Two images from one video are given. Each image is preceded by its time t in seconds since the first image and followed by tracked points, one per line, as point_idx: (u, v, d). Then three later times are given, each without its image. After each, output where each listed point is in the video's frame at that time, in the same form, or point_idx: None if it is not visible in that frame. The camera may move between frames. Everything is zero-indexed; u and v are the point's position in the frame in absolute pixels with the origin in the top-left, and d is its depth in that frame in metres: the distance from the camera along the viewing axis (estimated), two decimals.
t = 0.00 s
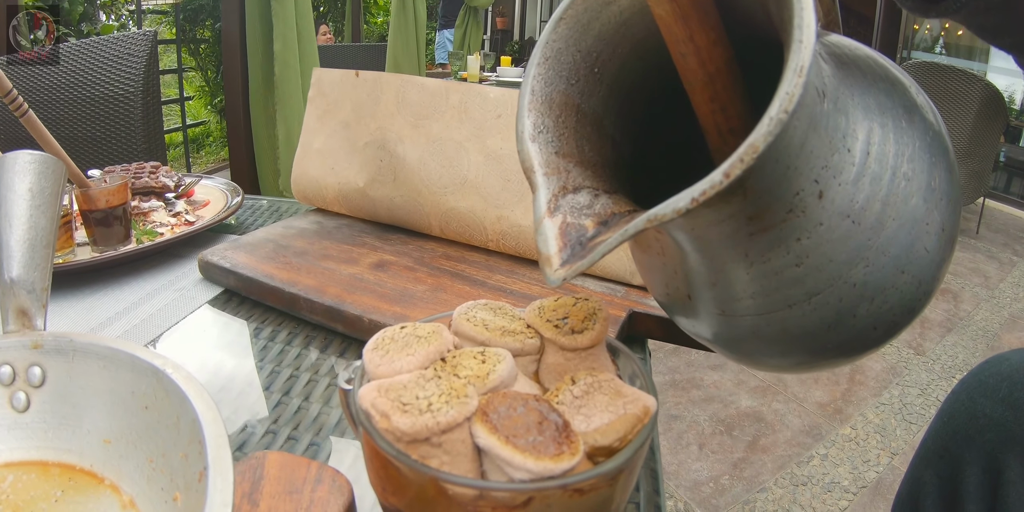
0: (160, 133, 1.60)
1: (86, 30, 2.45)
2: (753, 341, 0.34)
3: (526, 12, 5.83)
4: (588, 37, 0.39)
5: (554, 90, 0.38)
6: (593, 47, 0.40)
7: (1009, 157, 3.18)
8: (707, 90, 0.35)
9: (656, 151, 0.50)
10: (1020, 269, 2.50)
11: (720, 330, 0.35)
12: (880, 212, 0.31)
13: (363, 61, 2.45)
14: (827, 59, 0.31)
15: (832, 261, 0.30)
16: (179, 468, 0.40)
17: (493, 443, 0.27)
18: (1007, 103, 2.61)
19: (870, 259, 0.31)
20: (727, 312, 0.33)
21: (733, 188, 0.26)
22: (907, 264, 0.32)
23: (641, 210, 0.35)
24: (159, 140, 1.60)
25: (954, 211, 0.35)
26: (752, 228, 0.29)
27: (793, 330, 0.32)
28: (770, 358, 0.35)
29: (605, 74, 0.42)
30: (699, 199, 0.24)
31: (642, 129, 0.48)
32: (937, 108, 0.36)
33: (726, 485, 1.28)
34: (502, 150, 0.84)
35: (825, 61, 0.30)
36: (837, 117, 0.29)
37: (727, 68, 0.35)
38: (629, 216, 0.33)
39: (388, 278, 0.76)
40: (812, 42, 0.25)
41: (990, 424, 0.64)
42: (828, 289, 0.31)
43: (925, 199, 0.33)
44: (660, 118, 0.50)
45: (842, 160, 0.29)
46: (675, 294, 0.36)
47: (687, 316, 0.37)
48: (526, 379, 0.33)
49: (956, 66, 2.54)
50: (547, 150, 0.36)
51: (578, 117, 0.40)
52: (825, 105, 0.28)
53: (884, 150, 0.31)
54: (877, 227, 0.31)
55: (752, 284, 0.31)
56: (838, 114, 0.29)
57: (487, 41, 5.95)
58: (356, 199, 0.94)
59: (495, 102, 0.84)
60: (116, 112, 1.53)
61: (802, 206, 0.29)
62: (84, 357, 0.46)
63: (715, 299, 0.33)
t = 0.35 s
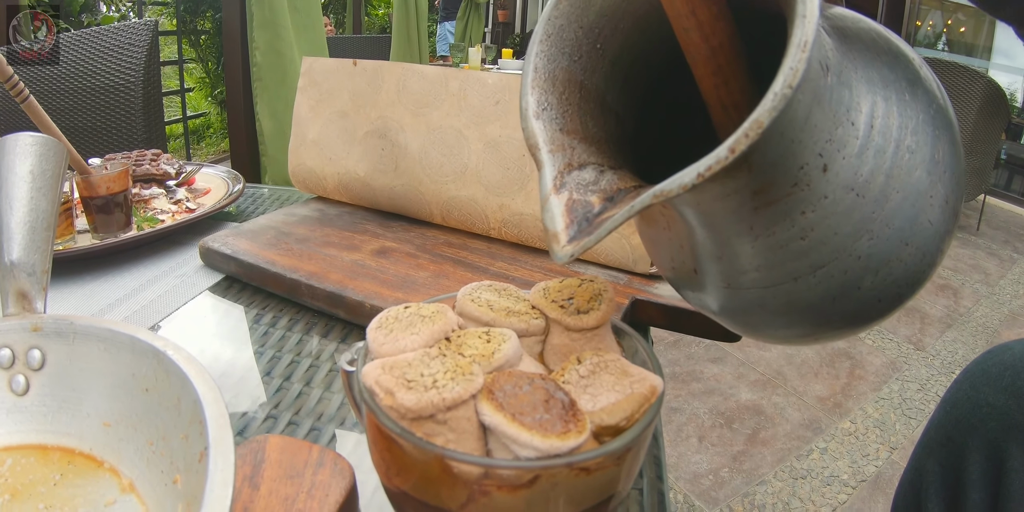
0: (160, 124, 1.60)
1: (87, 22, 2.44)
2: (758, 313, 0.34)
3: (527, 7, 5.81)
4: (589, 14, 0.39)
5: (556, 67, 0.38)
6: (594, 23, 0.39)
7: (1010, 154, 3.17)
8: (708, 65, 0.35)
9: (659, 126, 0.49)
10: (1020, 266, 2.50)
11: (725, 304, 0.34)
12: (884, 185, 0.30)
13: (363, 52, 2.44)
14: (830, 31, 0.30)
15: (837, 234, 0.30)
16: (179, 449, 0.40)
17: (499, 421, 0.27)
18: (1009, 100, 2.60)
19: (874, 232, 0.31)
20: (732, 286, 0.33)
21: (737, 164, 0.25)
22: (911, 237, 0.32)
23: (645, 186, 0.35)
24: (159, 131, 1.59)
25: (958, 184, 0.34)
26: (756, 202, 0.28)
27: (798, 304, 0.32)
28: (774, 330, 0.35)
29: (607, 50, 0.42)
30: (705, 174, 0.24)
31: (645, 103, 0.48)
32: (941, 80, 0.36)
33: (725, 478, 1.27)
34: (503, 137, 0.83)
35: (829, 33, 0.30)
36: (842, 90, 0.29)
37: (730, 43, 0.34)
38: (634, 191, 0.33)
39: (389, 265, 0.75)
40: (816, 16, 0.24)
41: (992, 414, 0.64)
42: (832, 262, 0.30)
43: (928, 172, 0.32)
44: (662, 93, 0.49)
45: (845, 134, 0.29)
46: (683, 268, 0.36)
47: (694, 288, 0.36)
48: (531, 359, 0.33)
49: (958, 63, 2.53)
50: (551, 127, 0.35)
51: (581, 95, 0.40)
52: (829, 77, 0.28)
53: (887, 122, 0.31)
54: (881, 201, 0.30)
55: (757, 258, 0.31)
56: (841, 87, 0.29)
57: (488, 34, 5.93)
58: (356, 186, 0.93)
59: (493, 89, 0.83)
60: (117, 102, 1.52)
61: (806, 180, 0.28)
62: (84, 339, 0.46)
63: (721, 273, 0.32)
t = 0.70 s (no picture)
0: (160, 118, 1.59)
1: (86, 14, 2.43)
2: (764, 282, 0.34)
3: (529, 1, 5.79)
4: None
5: (552, 41, 0.38)
6: None
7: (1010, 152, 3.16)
8: (709, 36, 0.35)
9: (659, 98, 0.49)
10: (1020, 263, 2.50)
11: (730, 273, 0.34)
12: (888, 153, 0.30)
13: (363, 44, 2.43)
14: None
15: (842, 204, 0.30)
16: (175, 441, 0.40)
17: (495, 411, 0.26)
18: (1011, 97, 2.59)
19: (878, 201, 0.30)
20: (737, 257, 0.33)
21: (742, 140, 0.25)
22: (915, 204, 0.32)
23: (647, 160, 0.37)
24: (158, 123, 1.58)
25: (962, 150, 0.34)
26: (761, 174, 0.28)
27: (803, 272, 0.32)
28: (779, 297, 0.35)
29: (602, 22, 0.41)
30: (711, 150, 0.23)
31: (643, 76, 0.47)
32: (942, 43, 0.35)
33: (723, 472, 1.27)
34: (503, 130, 0.82)
35: None
36: (845, 57, 0.28)
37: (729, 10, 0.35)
38: (637, 166, 0.34)
39: (388, 257, 0.75)
40: None
41: (992, 410, 0.64)
42: (837, 232, 0.30)
43: (932, 138, 0.32)
44: (660, 63, 0.49)
45: (850, 102, 0.28)
46: (686, 240, 0.36)
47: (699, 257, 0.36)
48: (528, 351, 0.33)
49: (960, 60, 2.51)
50: (548, 104, 0.35)
51: (578, 68, 0.40)
52: (833, 46, 0.27)
53: (891, 89, 0.30)
54: (886, 168, 0.30)
55: (762, 230, 0.30)
56: (845, 54, 0.28)
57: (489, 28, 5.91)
58: (355, 178, 0.93)
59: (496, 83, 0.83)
60: (117, 94, 1.51)
61: (811, 150, 0.28)
62: (81, 330, 0.46)
63: (725, 244, 0.32)
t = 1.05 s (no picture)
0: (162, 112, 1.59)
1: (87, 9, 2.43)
2: (768, 268, 0.34)
3: None
4: None
5: (552, 33, 0.38)
6: None
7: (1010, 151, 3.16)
8: (711, 24, 0.36)
9: (660, 88, 0.49)
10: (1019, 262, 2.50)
11: (734, 259, 0.35)
12: (891, 142, 0.30)
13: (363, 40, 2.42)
14: None
15: (845, 193, 0.30)
16: (179, 433, 0.40)
17: (500, 403, 0.27)
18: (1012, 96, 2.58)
19: (881, 190, 0.31)
20: (741, 244, 0.33)
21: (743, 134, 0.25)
22: (918, 193, 0.32)
23: (648, 151, 0.37)
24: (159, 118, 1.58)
25: (963, 137, 0.34)
26: (764, 164, 0.28)
27: (807, 260, 0.32)
28: (782, 283, 0.35)
29: (602, 12, 0.41)
30: (715, 145, 0.24)
31: (644, 65, 0.47)
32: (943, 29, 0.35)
33: (722, 468, 1.28)
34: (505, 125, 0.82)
35: None
36: (848, 47, 0.28)
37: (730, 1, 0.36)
38: (639, 159, 0.35)
39: (390, 251, 0.75)
40: None
41: (990, 406, 0.64)
42: (840, 221, 0.31)
43: (934, 127, 0.32)
44: (661, 50, 0.48)
45: (852, 93, 0.28)
46: (689, 229, 0.36)
47: (703, 243, 0.37)
48: (531, 344, 0.33)
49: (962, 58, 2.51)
50: (550, 97, 0.36)
51: (578, 60, 0.40)
52: (836, 36, 0.27)
53: (894, 78, 0.30)
54: (888, 157, 0.30)
55: (765, 218, 0.31)
56: (848, 44, 0.28)
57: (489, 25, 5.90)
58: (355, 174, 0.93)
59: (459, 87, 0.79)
60: (117, 89, 1.51)
61: (813, 141, 0.28)
62: (84, 323, 0.46)
63: (728, 233, 0.33)
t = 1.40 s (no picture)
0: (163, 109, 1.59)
1: (87, 5, 2.42)
2: (766, 258, 0.34)
3: None
4: None
5: (548, 30, 0.38)
6: None
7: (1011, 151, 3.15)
8: (707, 17, 0.39)
9: (662, 79, 0.49)
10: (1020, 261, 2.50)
11: (732, 250, 0.35)
12: (887, 134, 0.30)
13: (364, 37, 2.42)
14: None
15: (842, 185, 0.30)
16: (179, 428, 0.40)
17: (501, 397, 0.27)
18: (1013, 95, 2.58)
19: (878, 181, 0.31)
20: (740, 236, 0.33)
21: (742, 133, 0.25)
22: (915, 183, 0.32)
23: (647, 148, 0.37)
24: (159, 115, 1.58)
25: (960, 125, 0.34)
26: (762, 159, 0.28)
27: (804, 250, 0.33)
28: (780, 272, 0.36)
29: (597, 7, 0.41)
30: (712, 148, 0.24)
31: (644, 56, 0.47)
32: (939, 16, 0.34)
33: (722, 466, 1.28)
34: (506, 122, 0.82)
35: None
36: (844, 41, 0.28)
37: None
38: (637, 156, 0.35)
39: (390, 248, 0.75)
40: None
41: (991, 404, 0.64)
42: (837, 212, 0.31)
43: (931, 117, 0.32)
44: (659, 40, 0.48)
45: (849, 87, 0.28)
46: (687, 219, 0.37)
47: (702, 234, 0.37)
48: (532, 338, 0.33)
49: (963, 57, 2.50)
50: (547, 96, 0.36)
51: (575, 56, 0.40)
52: (832, 31, 0.27)
53: (890, 70, 0.30)
54: (884, 149, 0.30)
55: (762, 212, 0.31)
56: (845, 38, 0.28)
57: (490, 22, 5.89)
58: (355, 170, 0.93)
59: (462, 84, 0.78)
60: (117, 85, 1.50)
61: (810, 135, 0.28)
62: (84, 318, 0.46)
63: (727, 226, 0.33)
